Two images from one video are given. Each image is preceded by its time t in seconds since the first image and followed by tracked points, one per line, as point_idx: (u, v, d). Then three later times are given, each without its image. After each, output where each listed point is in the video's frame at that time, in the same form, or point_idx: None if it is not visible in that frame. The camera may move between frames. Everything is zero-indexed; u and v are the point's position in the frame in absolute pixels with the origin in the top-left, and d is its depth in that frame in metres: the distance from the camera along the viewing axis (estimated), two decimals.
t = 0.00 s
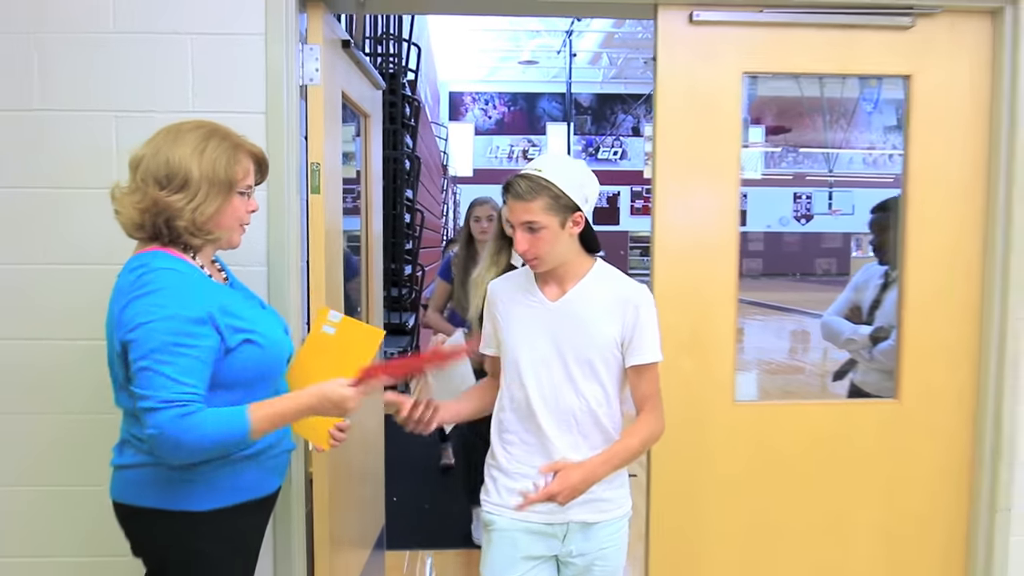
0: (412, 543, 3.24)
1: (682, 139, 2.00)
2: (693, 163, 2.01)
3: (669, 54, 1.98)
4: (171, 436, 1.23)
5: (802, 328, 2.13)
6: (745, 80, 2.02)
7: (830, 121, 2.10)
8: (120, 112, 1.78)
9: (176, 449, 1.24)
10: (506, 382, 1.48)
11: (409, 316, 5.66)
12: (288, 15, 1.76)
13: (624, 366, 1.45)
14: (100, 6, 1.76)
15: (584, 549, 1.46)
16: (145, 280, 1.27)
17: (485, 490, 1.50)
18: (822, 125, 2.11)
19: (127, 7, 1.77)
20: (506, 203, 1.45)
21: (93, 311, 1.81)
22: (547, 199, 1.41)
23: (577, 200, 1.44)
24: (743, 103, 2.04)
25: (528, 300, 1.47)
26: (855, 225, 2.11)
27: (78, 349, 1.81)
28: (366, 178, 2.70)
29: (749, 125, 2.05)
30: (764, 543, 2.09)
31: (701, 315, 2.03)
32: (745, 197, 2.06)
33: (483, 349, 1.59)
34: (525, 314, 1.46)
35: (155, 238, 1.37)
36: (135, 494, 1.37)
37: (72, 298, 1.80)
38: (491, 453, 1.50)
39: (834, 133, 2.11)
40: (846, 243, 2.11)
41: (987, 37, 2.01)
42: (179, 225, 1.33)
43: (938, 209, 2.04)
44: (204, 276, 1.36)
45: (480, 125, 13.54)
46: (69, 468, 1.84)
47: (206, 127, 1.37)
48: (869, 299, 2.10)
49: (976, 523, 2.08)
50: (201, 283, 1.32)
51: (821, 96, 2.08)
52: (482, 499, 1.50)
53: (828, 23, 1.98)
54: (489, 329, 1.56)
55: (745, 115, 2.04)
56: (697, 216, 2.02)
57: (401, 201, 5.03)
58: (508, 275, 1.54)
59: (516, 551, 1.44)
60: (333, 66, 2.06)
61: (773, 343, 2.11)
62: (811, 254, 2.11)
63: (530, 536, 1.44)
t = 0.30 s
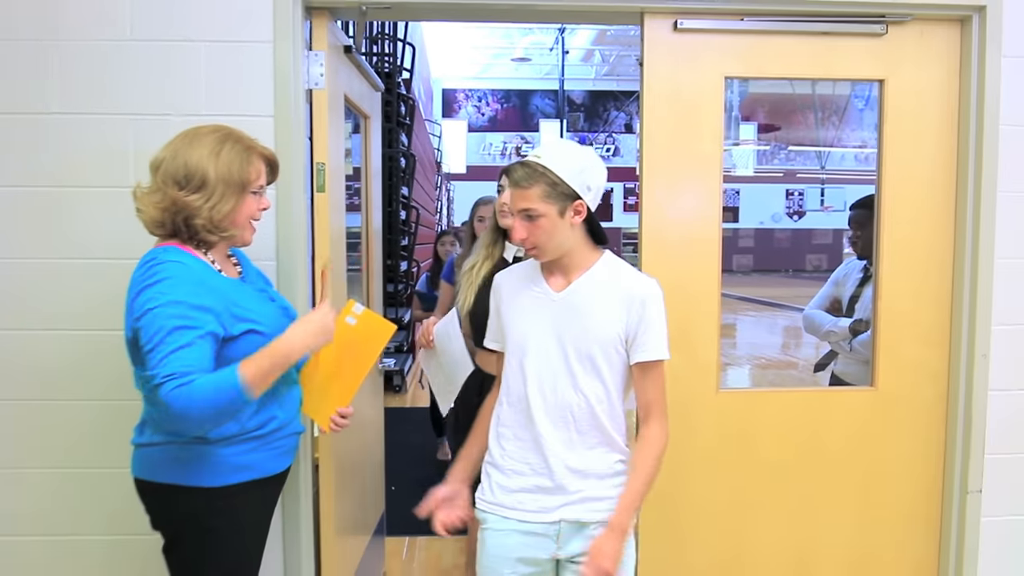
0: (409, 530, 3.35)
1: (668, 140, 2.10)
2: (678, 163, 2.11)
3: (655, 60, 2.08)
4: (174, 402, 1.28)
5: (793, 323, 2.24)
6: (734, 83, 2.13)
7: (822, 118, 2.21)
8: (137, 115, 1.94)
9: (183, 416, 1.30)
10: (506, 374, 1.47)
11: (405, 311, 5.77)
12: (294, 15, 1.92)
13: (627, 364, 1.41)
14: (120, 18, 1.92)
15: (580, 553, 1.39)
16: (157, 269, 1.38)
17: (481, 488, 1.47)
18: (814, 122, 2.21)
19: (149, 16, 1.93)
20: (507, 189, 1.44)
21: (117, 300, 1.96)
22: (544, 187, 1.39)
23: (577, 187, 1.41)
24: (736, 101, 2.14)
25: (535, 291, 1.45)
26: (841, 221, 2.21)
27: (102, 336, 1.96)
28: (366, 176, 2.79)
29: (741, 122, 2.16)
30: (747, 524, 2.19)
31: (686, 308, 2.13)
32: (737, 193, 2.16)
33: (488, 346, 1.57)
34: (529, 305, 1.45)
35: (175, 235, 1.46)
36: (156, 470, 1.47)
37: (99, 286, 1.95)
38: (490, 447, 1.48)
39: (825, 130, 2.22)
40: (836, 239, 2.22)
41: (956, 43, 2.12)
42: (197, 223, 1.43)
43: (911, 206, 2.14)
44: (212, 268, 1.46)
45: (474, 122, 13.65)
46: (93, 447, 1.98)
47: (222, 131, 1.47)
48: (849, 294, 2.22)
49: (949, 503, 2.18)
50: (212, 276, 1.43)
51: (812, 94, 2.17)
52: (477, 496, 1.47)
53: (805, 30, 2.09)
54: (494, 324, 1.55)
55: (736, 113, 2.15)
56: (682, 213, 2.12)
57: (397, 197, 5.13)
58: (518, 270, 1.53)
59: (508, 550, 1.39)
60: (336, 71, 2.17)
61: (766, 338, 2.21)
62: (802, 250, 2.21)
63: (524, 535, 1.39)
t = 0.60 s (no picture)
0: (430, 520, 3.44)
1: (680, 141, 2.17)
2: (691, 163, 2.17)
3: (669, 64, 2.15)
4: (285, 338, 1.44)
5: (809, 321, 2.31)
6: (749, 84, 2.19)
7: (839, 115, 2.25)
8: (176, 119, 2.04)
9: (291, 351, 1.46)
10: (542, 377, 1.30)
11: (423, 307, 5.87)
12: (322, 17, 2.03)
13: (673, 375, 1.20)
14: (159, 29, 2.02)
15: None
16: (208, 248, 1.47)
17: (518, 498, 1.31)
18: (832, 118, 2.26)
19: (184, 24, 2.03)
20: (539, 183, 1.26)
21: (158, 295, 2.08)
22: (574, 184, 1.20)
23: (611, 185, 1.21)
24: (752, 100, 2.21)
25: (576, 290, 1.28)
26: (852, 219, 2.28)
27: (143, 328, 2.09)
28: (389, 174, 2.88)
29: (756, 120, 2.23)
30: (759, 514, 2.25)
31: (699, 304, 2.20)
32: (752, 190, 2.22)
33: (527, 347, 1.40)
34: (571, 307, 1.27)
35: (207, 232, 1.54)
36: (188, 455, 1.54)
37: (142, 281, 2.07)
38: (526, 459, 1.31)
39: (843, 127, 2.26)
40: (852, 237, 2.28)
41: (963, 44, 2.17)
42: (227, 220, 1.50)
43: (919, 203, 2.19)
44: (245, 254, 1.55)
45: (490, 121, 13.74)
46: (136, 432, 2.11)
47: (252, 133, 1.54)
48: (860, 290, 2.29)
49: (956, 493, 2.24)
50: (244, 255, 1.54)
51: (830, 91, 2.22)
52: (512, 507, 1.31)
53: (814, 34, 2.15)
54: (535, 324, 1.37)
55: (752, 111, 2.22)
56: (694, 211, 2.19)
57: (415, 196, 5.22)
58: (565, 268, 1.36)
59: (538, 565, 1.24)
60: (360, 75, 2.25)
61: (783, 336, 2.28)
62: (818, 247, 2.29)
63: (553, 551, 1.22)
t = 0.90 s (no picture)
0: (438, 514, 3.50)
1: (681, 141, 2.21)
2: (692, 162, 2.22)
3: (670, 65, 2.19)
4: (283, 360, 1.47)
5: (814, 320, 2.32)
6: (755, 85, 2.23)
7: (847, 113, 2.28)
8: (190, 122, 2.10)
9: (289, 373, 1.48)
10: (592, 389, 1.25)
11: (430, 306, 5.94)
12: (333, 20, 2.08)
13: (737, 383, 1.15)
14: (173, 35, 2.08)
15: None
16: (223, 248, 1.51)
17: (571, 525, 1.27)
18: (838, 116, 2.29)
19: (198, 28, 2.08)
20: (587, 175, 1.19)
21: (172, 293, 2.13)
22: (623, 178, 1.12)
23: (664, 178, 1.12)
24: (758, 98, 2.25)
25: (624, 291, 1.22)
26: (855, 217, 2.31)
27: (158, 325, 2.14)
28: (397, 173, 2.93)
29: (763, 118, 2.27)
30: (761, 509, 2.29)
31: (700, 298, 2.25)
32: (759, 188, 2.27)
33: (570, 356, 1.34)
34: (621, 314, 1.21)
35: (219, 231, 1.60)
36: (196, 448, 1.58)
37: (156, 279, 2.12)
38: (580, 479, 1.27)
39: (851, 124, 2.28)
40: (857, 235, 2.31)
41: (960, 44, 2.20)
42: (233, 219, 1.56)
43: (916, 201, 2.23)
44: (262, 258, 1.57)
45: (496, 120, 13.81)
46: (151, 427, 2.16)
47: (262, 135, 1.59)
48: (861, 288, 2.32)
49: (953, 487, 2.28)
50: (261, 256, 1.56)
51: (837, 88, 2.25)
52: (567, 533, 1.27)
53: (814, 35, 2.19)
54: (576, 329, 1.32)
55: (758, 109, 2.26)
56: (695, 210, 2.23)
57: (422, 195, 5.27)
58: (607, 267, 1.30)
59: None
60: (369, 77, 2.30)
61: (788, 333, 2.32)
62: (824, 245, 2.31)
63: None
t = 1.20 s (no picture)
0: (425, 512, 3.51)
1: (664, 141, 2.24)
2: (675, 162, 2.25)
3: (653, 66, 2.22)
4: (264, 368, 1.45)
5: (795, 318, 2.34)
6: (740, 85, 2.26)
7: (832, 112, 2.30)
8: (175, 121, 2.10)
9: (270, 382, 1.46)
10: (610, 428, 1.07)
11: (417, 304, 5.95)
12: (318, 20, 2.09)
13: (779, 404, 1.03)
14: (158, 34, 2.08)
15: None
16: (213, 250, 1.53)
17: None
18: (824, 115, 2.31)
19: (183, 28, 2.08)
20: (670, 188, 0.92)
21: (158, 292, 2.13)
22: (743, 185, 0.93)
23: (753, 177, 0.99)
24: (744, 96, 2.28)
25: (640, 308, 1.04)
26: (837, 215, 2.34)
27: (143, 325, 2.14)
28: (383, 172, 2.94)
29: (748, 117, 2.30)
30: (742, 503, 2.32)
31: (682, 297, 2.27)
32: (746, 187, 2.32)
33: (559, 393, 1.14)
34: (643, 335, 1.03)
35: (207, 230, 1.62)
36: (176, 446, 1.59)
37: (141, 279, 2.13)
38: (595, 528, 1.09)
39: (836, 124, 2.30)
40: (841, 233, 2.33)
41: (938, 47, 2.24)
42: (217, 218, 1.57)
43: (894, 202, 2.26)
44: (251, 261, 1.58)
45: (483, 117, 13.82)
46: (136, 426, 2.17)
47: (253, 136, 1.60)
48: (844, 285, 2.32)
49: (931, 482, 2.31)
50: (253, 263, 1.56)
51: (822, 88, 2.27)
52: None
53: (794, 37, 2.21)
54: (570, 356, 1.12)
55: (744, 108, 2.29)
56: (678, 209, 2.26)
57: (409, 193, 5.28)
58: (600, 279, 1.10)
59: None
60: (355, 76, 2.31)
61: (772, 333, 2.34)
62: (809, 243, 2.34)
63: None
